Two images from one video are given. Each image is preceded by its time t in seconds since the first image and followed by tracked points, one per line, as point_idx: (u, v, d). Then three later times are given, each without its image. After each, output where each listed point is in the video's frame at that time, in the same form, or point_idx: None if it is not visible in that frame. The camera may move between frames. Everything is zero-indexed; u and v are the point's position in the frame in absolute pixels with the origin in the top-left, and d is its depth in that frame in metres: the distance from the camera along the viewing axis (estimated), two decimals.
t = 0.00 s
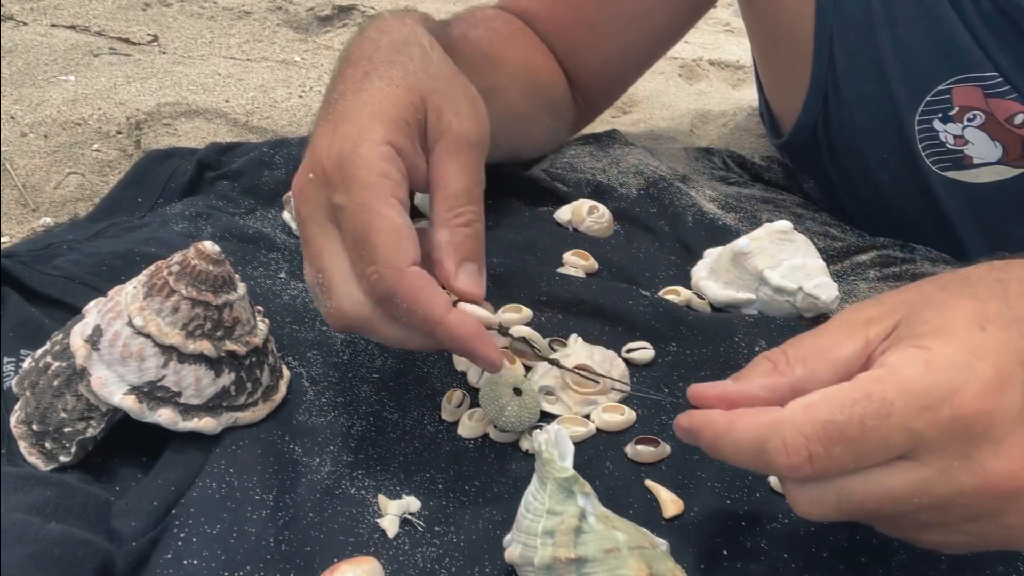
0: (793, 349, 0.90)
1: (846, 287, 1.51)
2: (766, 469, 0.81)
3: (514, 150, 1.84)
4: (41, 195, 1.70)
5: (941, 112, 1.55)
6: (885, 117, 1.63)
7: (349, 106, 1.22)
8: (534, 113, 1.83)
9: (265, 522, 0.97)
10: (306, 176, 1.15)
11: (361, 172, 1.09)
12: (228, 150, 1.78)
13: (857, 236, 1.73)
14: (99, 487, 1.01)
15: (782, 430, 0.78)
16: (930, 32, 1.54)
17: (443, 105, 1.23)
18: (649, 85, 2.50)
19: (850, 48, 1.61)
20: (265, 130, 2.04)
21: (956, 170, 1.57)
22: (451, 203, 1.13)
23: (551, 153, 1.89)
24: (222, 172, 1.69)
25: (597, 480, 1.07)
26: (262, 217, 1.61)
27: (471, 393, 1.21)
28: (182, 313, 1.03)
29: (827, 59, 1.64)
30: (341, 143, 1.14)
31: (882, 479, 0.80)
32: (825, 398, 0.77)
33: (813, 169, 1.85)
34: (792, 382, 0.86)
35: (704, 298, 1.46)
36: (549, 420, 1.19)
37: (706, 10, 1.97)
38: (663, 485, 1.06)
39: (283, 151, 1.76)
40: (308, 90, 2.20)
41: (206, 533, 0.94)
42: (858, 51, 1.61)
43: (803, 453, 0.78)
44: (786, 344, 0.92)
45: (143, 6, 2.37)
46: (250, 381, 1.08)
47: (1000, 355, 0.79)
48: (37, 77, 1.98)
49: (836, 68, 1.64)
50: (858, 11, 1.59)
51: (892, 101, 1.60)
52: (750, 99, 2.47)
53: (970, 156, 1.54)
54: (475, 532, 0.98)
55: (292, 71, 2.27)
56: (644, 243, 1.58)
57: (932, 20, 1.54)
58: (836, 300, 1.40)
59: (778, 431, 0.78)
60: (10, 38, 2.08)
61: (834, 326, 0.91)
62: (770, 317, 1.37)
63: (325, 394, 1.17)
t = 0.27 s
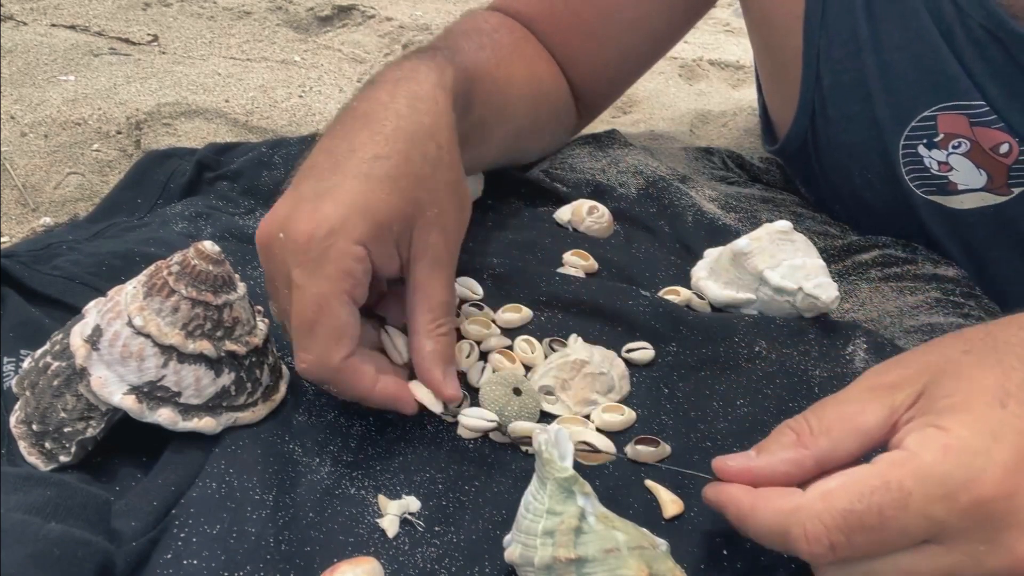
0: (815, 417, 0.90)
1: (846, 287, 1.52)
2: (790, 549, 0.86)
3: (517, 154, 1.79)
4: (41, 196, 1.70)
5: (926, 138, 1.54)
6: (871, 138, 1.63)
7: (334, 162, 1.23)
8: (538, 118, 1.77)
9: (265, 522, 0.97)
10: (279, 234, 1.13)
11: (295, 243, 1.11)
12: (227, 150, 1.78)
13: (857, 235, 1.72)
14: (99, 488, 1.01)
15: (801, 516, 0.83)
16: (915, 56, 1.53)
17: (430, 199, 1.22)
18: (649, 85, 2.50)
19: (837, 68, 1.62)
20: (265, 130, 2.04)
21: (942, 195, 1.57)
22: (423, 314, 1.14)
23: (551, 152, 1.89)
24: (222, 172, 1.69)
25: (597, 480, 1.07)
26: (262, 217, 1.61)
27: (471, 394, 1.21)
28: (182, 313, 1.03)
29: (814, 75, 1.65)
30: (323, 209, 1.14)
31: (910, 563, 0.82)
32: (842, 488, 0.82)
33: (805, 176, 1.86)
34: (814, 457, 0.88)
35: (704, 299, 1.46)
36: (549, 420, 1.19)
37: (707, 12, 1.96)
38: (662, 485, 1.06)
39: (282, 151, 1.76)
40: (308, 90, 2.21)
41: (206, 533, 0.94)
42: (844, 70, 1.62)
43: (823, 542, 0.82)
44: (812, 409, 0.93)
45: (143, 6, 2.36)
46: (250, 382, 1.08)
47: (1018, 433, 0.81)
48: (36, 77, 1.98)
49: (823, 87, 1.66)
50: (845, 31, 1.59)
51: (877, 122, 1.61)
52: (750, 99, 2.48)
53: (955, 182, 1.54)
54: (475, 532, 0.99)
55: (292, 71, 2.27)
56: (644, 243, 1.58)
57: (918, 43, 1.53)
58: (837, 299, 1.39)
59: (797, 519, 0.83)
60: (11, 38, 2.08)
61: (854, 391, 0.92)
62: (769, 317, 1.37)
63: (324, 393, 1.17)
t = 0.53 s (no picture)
0: (906, 451, 0.94)
1: (847, 287, 1.51)
2: None
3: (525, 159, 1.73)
4: (41, 196, 1.69)
5: (926, 155, 1.54)
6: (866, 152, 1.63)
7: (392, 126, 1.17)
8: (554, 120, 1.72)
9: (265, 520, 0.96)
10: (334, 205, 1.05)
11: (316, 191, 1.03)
12: (226, 150, 1.77)
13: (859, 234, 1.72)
14: (97, 488, 1.00)
15: (892, 569, 0.87)
16: (915, 74, 1.52)
17: (465, 198, 1.17)
18: (649, 85, 2.50)
19: (833, 84, 1.63)
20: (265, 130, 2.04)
21: (940, 213, 1.56)
22: (422, 306, 1.12)
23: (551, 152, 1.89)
24: (221, 172, 1.68)
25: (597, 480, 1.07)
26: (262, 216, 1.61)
27: (470, 393, 1.21)
28: (171, 310, 1.02)
29: (810, 90, 1.66)
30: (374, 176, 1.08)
31: None
32: (936, 542, 0.86)
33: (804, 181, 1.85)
34: (904, 491, 0.92)
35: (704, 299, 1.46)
36: (548, 420, 1.19)
37: (708, 16, 1.97)
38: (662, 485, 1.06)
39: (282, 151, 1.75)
40: (309, 90, 2.18)
41: (205, 533, 0.93)
42: (839, 85, 1.62)
43: None
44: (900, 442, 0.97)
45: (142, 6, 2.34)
46: (242, 378, 1.08)
47: None
48: (36, 77, 1.98)
49: (820, 101, 1.66)
50: (842, 48, 1.59)
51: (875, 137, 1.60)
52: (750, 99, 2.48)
53: (953, 201, 1.53)
54: (476, 530, 0.99)
55: (292, 71, 2.26)
56: (645, 243, 1.57)
57: (916, 64, 1.52)
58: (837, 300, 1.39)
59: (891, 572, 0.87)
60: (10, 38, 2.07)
61: (943, 425, 0.98)
62: (770, 318, 1.36)
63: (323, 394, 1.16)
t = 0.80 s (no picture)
0: (927, 268, 0.80)
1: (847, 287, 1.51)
2: (850, 400, 0.83)
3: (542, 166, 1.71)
4: (41, 196, 1.69)
5: (932, 156, 1.51)
6: (870, 153, 1.61)
7: (501, 177, 1.13)
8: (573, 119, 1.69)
9: (265, 520, 0.96)
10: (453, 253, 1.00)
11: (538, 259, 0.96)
12: (226, 150, 1.77)
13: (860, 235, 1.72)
14: (97, 488, 1.00)
15: (875, 380, 0.78)
16: (921, 76, 1.49)
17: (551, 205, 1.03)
18: (649, 85, 2.50)
19: (836, 87, 1.60)
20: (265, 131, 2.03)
21: (945, 216, 1.55)
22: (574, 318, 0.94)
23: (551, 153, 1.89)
24: (222, 172, 1.68)
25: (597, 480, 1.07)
26: (262, 216, 1.62)
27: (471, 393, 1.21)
28: (177, 312, 1.03)
29: (813, 93, 1.65)
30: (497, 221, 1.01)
31: (962, 445, 0.84)
32: (937, 366, 0.76)
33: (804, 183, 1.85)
34: (911, 310, 0.80)
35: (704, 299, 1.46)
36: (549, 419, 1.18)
37: (703, 22, 1.97)
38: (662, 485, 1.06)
39: (282, 151, 1.75)
40: (308, 90, 2.21)
41: (206, 533, 0.93)
42: (842, 88, 1.60)
43: (892, 412, 0.79)
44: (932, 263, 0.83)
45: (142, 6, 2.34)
46: (246, 380, 1.08)
47: None
48: (36, 77, 1.98)
49: (823, 104, 1.65)
50: (846, 51, 1.57)
51: (881, 138, 1.57)
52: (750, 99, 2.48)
53: (958, 205, 1.52)
54: (476, 530, 0.98)
55: (292, 71, 2.26)
56: (645, 243, 1.57)
57: (922, 67, 1.49)
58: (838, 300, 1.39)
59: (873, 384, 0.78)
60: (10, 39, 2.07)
61: (981, 257, 0.82)
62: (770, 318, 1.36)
63: (324, 394, 1.16)
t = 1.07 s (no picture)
0: (932, 295, 0.80)
1: (848, 286, 1.51)
2: (900, 437, 0.77)
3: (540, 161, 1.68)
4: (41, 196, 1.69)
5: (932, 154, 1.52)
6: (870, 153, 1.61)
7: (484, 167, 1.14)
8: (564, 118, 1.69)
9: (266, 521, 0.96)
10: (458, 225, 1.03)
11: (533, 238, 1.00)
12: (226, 150, 1.77)
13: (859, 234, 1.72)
14: (97, 488, 1.00)
15: (921, 403, 0.74)
16: (921, 74, 1.50)
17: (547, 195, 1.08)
18: (649, 85, 2.50)
19: (837, 86, 1.60)
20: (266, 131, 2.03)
21: (946, 213, 1.56)
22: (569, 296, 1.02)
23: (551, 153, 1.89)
24: (222, 172, 1.68)
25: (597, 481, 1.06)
26: (262, 216, 1.62)
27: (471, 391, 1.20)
28: (177, 312, 1.03)
29: (813, 92, 1.63)
30: (489, 201, 1.05)
31: None
32: (979, 378, 0.72)
33: (804, 183, 1.85)
34: (931, 338, 0.78)
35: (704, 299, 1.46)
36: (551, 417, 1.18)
37: (700, 27, 1.97)
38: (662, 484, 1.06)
39: (282, 150, 1.75)
40: (308, 90, 2.21)
41: (206, 533, 0.94)
42: (842, 87, 1.59)
43: (946, 432, 0.73)
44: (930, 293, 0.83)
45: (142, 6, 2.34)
46: (246, 380, 1.08)
47: None
48: (37, 77, 1.98)
49: (823, 102, 1.64)
50: (845, 50, 1.57)
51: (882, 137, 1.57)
52: (750, 99, 2.48)
53: (959, 201, 1.53)
54: (478, 531, 0.98)
55: (292, 71, 2.27)
56: (645, 243, 1.57)
57: (923, 64, 1.49)
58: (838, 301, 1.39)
59: (921, 406, 0.74)
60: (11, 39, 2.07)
61: (980, 277, 0.82)
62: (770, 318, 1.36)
63: (324, 394, 1.16)
